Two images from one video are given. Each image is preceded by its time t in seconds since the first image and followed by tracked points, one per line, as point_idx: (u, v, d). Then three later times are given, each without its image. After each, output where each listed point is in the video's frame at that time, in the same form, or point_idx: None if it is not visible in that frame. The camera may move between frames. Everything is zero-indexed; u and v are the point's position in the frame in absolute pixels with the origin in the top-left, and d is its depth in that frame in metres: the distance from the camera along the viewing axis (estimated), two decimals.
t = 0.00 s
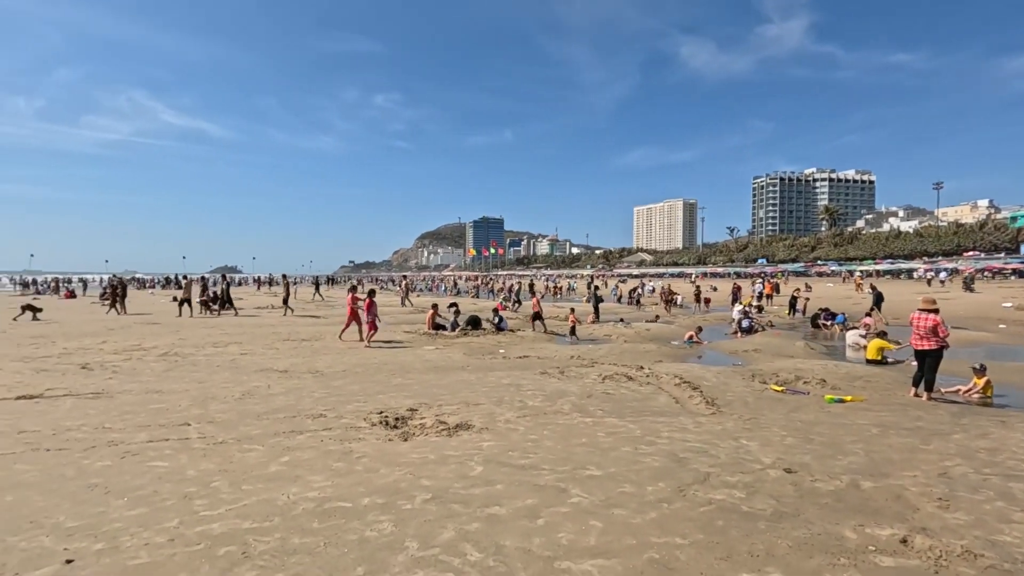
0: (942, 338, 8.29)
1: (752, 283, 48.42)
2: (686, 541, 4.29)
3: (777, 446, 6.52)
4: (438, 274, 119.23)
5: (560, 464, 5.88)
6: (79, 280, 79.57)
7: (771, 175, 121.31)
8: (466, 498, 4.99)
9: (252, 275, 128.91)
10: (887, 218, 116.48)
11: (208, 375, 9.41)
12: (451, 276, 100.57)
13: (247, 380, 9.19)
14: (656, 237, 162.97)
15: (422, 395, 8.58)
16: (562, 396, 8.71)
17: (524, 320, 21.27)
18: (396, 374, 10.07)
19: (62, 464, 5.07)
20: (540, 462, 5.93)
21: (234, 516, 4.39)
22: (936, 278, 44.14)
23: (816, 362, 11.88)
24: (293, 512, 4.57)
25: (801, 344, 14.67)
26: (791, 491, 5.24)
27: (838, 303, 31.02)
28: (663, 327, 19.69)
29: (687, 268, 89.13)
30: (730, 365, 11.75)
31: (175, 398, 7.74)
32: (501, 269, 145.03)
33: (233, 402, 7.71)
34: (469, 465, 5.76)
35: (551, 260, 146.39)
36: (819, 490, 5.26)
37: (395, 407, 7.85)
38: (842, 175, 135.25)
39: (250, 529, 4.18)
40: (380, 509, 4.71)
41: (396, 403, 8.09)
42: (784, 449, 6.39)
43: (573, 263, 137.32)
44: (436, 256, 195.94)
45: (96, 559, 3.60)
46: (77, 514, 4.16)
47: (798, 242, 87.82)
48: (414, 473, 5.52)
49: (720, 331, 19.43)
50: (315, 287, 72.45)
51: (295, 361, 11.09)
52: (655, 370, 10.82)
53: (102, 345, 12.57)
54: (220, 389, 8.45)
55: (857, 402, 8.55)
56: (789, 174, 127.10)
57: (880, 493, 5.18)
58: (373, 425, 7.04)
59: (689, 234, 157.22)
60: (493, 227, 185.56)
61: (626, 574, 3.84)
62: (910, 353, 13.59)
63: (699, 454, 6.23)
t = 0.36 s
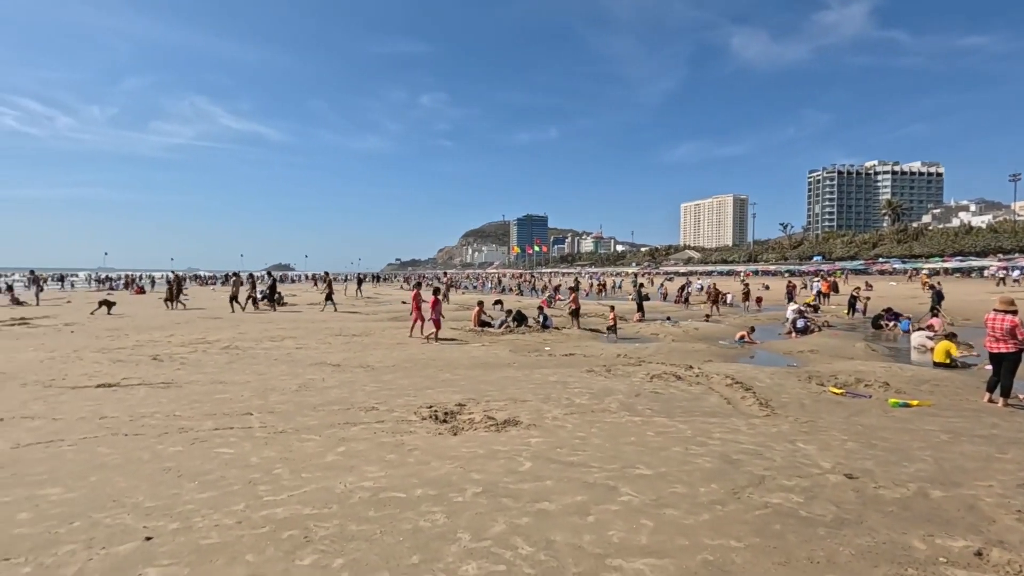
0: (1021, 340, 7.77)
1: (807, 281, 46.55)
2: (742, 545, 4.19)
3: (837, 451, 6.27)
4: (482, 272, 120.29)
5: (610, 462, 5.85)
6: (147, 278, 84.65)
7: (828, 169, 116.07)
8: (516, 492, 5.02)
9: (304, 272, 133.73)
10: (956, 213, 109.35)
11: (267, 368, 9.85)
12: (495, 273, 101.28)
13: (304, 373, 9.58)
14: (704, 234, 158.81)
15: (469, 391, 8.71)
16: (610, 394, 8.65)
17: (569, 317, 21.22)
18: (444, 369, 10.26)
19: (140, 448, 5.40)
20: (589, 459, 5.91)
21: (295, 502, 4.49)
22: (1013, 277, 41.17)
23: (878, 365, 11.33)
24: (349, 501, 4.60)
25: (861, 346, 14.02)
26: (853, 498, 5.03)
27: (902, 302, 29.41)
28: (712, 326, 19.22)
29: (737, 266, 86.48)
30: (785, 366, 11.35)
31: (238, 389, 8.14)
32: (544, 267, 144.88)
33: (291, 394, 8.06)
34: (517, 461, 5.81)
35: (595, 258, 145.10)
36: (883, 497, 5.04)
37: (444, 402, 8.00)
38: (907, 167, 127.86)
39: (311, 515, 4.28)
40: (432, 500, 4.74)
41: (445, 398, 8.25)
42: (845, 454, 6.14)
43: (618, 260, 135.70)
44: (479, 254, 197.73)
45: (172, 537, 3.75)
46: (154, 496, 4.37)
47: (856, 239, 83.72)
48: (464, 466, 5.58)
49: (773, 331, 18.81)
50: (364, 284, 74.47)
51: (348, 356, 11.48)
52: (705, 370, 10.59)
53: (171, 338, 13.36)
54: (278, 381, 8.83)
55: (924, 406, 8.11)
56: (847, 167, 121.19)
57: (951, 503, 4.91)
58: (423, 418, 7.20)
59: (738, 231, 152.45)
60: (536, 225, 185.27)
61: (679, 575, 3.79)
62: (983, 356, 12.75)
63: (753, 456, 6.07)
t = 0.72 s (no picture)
0: None
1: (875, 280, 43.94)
2: (807, 555, 4.00)
3: (911, 460, 5.88)
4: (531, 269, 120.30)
5: (665, 463, 5.72)
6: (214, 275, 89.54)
7: (899, 161, 109.08)
8: (569, 490, 4.99)
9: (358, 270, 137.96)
10: None
11: (326, 361, 10.23)
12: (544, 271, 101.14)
13: (360, 367, 9.88)
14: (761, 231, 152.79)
15: (520, 388, 8.73)
16: (664, 394, 8.46)
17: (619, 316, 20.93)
18: (495, 366, 10.33)
19: (212, 435, 5.73)
20: (643, 460, 5.80)
21: (353, 492, 4.62)
22: None
23: (958, 370, 10.55)
24: (405, 492, 4.69)
25: (938, 349, 13.10)
26: (930, 511, 4.71)
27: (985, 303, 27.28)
28: (771, 326, 18.47)
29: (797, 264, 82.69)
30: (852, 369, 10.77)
31: (299, 381, 8.50)
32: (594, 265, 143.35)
33: (348, 387, 8.33)
34: (570, 459, 5.77)
35: (646, 255, 142.35)
36: (964, 511, 4.68)
37: (495, 399, 8.06)
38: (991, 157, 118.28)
39: (368, 504, 4.41)
40: (485, 495, 4.78)
41: (496, 394, 8.31)
42: (920, 464, 5.75)
43: (669, 258, 132.55)
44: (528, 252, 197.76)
45: (240, 520, 3.95)
46: (225, 480, 4.62)
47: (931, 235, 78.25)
48: (516, 463, 5.59)
49: (838, 332, 17.88)
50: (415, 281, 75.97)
51: (401, 351, 11.76)
52: (764, 371, 10.18)
53: (238, 331, 14.12)
54: (336, 374, 9.16)
55: (1011, 415, 7.49)
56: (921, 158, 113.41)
57: None
58: (475, 414, 7.27)
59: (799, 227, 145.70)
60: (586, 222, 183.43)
61: None
62: None
63: (818, 462, 5.78)
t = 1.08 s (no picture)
0: None
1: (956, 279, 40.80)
2: (881, 573, 3.74)
3: (1000, 475, 5.40)
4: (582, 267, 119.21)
5: (723, 469, 5.50)
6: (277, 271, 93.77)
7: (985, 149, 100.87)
8: (622, 493, 4.88)
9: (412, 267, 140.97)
10: None
11: (381, 356, 10.50)
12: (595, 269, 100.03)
13: (414, 362, 10.07)
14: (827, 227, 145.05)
15: (572, 386, 8.65)
16: (721, 396, 8.16)
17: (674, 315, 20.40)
18: (546, 364, 10.29)
19: (275, 425, 5.98)
20: (699, 464, 5.61)
21: (407, 485, 4.69)
22: None
23: None
24: (457, 488, 4.73)
25: None
26: (1023, 531, 4.29)
27: None
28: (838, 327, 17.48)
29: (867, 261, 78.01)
30: (929, 374, 10.02)
31: (356, 375, 8.77)
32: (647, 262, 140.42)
33: (402, 381, 8.50)
34: (623, 460, 5.64)
35: (702, 252, 138.18)
36: None
37: (547, 397, 8.01)
38: None
39: (421, 498, 4.46)
40: (537, 494, 4.74)
41: (548, 392, 8.26)
42: (1011, 480, 5.27)
43: (727, 255, 128.11)
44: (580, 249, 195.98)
45: (301, 509, 4.10)
46: (287, 469, 4.81)
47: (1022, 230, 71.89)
48: (568, 462, 5.53)
49: (914, 335, 16.70)
50: (467, 278, 76.97)
51: (454, 347, 11.91)
52: (831, 374, 9.64)
53: (300, 326, 14.71)
54: (391, 369, 9.38)
55: None
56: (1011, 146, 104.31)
57: None
58: (527, 412, 7.25)
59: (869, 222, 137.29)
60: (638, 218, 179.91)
61: None
62: None
63: (892, 474, 5.40)
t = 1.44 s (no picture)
0: None
1: None
2: None
3: None
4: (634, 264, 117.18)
5: (785, 477, 5.23)
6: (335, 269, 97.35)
7: None
8: (676, 497, 4.73)
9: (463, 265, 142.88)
10: None
11: (433, 352, 10.66)
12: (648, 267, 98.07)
13: (465, 359, 10.16)
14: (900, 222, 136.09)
15: (624, 386, 8.48)
16: (783, 400, 7.78)
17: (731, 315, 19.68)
18: (597, 363, 10.15)
19: (332, 418, 6.18)
20: (759, 471, 5.36)
21: (458, 481, 4.72)
22: None
23: None
24: (507, 485, 4.72)
25: None
26: None
27: None
28: (913, 329, 16.34)
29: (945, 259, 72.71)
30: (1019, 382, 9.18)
31: (409, 371, 8.94)
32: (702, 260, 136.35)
33: (454, 378, 8.60)
34: (677, 464, 5.47)
35: (761, 250, 132.82)
36: None
37: (598, 396, 7.89)
38: None
39: (471, 494, 4.49)
40: (588, 495, 4.67)
41: (599, 392, 8.14)
42: None
43: (788, 253, 122.60)
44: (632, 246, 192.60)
45: (355, 500, 4.20)
46: (342, 461, 4.95)
47: None
48: (620, 464, 5.41)
49: (1000, 338, 15.39)
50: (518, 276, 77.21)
51: (504, 345, 11.95)
52: (905, 380, 9.00)
53: (356, 322, 15.18)
54: (443, 365, 9.51)
55: None
56: None
57: None
58: (577, 411, 7.16)
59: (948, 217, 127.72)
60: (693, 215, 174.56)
61: None
62: None
63: (977, 489, 4.97)
